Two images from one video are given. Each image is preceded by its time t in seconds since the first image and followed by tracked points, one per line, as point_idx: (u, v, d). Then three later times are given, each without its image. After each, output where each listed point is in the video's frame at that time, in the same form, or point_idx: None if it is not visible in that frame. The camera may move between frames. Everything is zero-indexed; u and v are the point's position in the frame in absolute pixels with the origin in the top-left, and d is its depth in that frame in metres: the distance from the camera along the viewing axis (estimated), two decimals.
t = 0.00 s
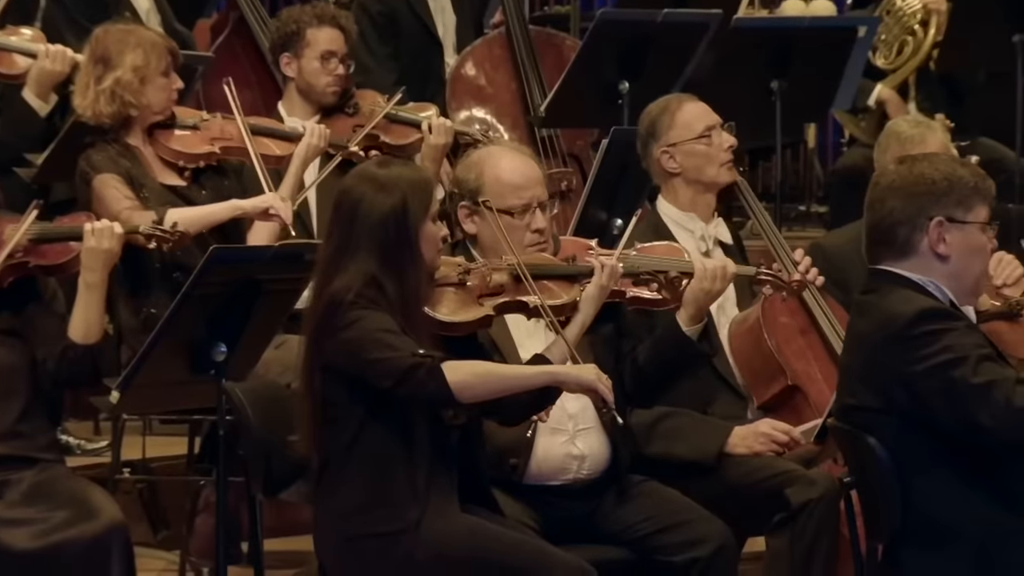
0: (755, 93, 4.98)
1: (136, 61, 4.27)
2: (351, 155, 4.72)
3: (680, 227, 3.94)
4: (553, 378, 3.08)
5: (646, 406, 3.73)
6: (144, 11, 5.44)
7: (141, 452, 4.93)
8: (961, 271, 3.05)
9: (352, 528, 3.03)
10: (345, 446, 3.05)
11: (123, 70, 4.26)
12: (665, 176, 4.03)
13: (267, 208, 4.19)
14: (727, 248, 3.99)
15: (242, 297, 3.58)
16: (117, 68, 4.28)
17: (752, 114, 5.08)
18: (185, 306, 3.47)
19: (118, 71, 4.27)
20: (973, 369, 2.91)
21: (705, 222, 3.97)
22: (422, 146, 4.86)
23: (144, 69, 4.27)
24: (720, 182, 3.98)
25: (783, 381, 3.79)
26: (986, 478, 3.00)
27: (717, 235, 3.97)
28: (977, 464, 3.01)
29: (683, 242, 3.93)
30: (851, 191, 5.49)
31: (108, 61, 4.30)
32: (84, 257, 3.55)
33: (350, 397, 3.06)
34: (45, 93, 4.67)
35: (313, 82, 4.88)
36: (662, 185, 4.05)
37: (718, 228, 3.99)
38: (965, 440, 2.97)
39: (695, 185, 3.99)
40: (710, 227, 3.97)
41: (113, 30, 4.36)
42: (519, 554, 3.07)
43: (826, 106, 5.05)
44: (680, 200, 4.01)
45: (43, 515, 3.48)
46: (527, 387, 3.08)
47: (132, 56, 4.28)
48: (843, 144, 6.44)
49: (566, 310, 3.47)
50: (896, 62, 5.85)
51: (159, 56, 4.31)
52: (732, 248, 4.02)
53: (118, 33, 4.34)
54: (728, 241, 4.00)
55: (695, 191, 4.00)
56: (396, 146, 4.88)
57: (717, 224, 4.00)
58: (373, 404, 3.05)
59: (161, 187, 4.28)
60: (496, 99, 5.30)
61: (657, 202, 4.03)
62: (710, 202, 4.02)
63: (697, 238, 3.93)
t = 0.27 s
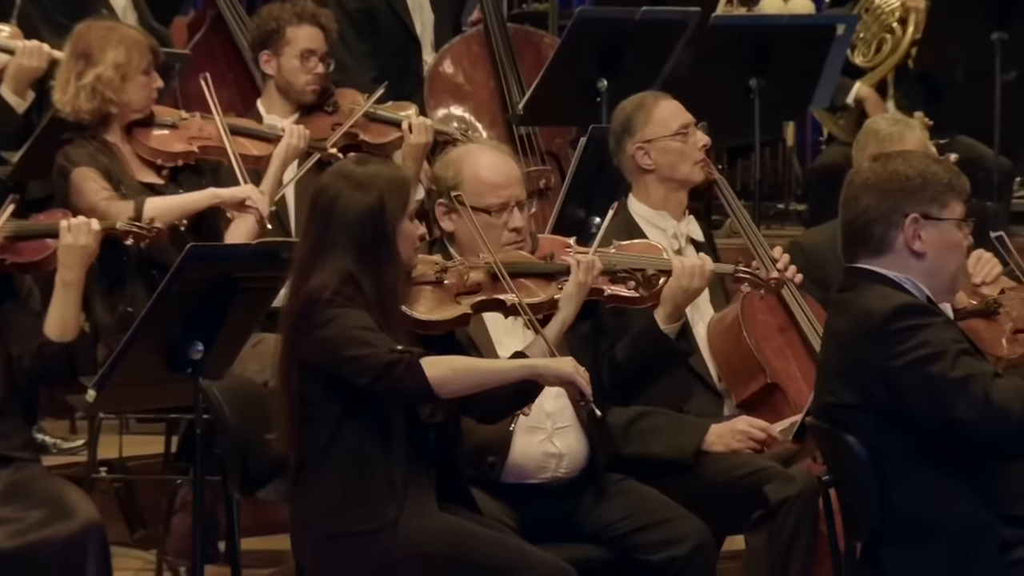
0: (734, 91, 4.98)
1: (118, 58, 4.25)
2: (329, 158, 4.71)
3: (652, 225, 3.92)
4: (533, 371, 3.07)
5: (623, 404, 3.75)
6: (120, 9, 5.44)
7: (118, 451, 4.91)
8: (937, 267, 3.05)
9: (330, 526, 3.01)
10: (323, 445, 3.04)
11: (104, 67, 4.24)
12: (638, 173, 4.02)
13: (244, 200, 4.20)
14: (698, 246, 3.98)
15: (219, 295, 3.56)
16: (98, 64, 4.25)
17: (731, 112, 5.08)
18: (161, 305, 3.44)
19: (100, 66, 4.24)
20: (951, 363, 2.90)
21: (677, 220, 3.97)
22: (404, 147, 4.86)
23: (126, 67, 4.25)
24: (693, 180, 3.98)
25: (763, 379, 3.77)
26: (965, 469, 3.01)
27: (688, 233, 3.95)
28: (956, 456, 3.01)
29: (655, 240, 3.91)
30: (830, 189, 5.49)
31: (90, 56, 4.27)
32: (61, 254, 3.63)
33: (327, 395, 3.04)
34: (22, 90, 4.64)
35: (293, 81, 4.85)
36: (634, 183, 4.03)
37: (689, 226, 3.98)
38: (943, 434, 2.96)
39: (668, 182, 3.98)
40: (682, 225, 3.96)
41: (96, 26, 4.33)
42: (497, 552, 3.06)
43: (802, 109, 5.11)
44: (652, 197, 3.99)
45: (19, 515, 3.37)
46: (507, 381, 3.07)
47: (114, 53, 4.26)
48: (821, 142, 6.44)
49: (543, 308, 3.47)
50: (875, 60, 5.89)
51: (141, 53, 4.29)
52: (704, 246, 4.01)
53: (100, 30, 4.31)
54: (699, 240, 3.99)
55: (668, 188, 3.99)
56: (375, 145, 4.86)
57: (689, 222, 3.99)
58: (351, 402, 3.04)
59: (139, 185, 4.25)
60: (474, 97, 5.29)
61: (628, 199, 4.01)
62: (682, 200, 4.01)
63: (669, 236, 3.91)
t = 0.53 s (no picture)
0: (713, 87, 4.96)
1: (97, 54, 4.23)
2: (305, 157, 4.64)
3: (624, 222, 3.89)
4: (510, 365, 3.06)
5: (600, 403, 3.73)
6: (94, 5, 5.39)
7: (91, 450, 4.86)
8: (914, 265, 3.02)
9: (305, 527, 2.98)
10: (298, 445, 3.00)
11: (83, 62, 4.21)
12: (614, 168, 3.98)
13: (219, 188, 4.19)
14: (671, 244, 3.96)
15: (194, 293, 3.52)
16: (78, 59, 4.22)
17: (709, 109, 5.05)
18: (135, 304, 3.40)
19: (79, 62, 4.22)
20: (930, 359, 2.86)
21: (650, 218, 3.95)
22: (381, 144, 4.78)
23: (105, 63, 4.23)
24: (669, 178, 3.96)
25: (741, 378, 3.75)
26: (944, 467, 2.97)
27: (662, 231, 3.94)
28: (935, 453, 2.97)
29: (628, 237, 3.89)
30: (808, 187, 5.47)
31: (69, 51, 4.25)
32: (35, 252, 3.60)
33: (302, 394, 3.00)
34: None
35: (270, 77, 4.82)
36: (608, 179, 4.00)
37: (663, 224, 3.97)
38: (922, 430, 2.93)
39: (642, 178, 3.95)
40: (656, 223, 3.94)
41: (75, 21, 4.31)
42: (473, 552, 3.03)
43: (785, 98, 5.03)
44: (625, 193, 3.97)
45: None
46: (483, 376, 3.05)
47: (94, 48, 4.24)
48: (800, 139, 6.42)
49: (519, 305, 3.45)
50: (854, 57, 5.91)
51: (121, 50, 4.28)
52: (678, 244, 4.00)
53: (80, 25, 4.29)
54: (672, 237, 3.97)
55: (642, 185, 3.96)
56: (352, 144, 4.82)
57: (663, 219, 3.98)
58: (326, 400, 3.00)
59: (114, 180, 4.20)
60: (451, 93, 5.25)
61: (602, 195, 3.98)
62: (656, 197, 3.99)
63: (642, 233, 3.88)
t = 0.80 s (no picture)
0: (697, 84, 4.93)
1: (83, 50, 4.18)
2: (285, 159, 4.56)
3: (604, 220, 3.87)
4: (490, 358, 3.02)
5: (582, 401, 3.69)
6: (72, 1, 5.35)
7: (68, 450, 4.81)
8: (897, 262, 2.99)
9: (283, 526, 2.94)
10: (277, 443, 2.96)
11: (68, 57, 4.17)
12: (593, 165, 3.95)
13: (199, 177, 4.21)
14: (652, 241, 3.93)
15: (174, 292, 3.48)
16: (63, 54, 4.19)
17: (693, 105, 5.03)
18: (113, 302, 3.36)
19: (64, 57, 4.18)
20: (915, 356, 2.85)
21: (631, 215, 3.91)
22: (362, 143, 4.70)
23: (91, 59, 4.18)
24: (649, 175, 3.93)
25: (725, 377, 3.72)
26: (929, 464, 2.94)
27: (642, 228, 3.90)
28: (919, 451, 2.94)
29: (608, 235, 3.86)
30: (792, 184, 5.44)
31: (55, 46, 4.21)
32: (12, 251, 3.54)
33: (282, 393, 2.97)
34: None
35: (252, 74, 4.79)
36: (588, 175, 3.97)
37: (643, 222, 3.93)
38: (906, 428, 2.90)
39: (622, 175, 3.91)
40: (636, 220, 3.90)
41: (63, 16, 4.28)
42: (455, 553, 3.00)
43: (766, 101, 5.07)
44: (605, 190, 3.93)
45: None
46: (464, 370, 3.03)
47: (80, 44, 4.20)
48: (785, 137, 6.38)
49: (501, 304, 3.41)
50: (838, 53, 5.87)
51: (107, 47, 4.23)
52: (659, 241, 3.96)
53: (67, 20, 4.26)
54: (653, 235, 3.93)
55: (622, 182, 3.93)
56: (335, 142, 4.74)
57: (643, 217, 3.94)
58: (306, 399, 2.97)
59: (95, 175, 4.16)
60: (432, 90, 5.22)
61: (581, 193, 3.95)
62: (636, 194, 3.95)
63: (622, 231, 3.85)
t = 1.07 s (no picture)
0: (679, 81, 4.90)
1: (64, 46, 4.15)
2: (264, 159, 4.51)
3: (582, 217, 3.84)
4: (467, 353, 2.98)
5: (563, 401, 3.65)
6: None
7: (43, 450, 4.77)
8: (875, 259, 2.95)
9: (260, 527, 2.90)
10: (253, 443, 2.92)
11: (50, 53, 4.13)
12: (571, 162, 3.92)
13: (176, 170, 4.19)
14: (632, 238, 3.90)
15: (149, 292, 3.43)
16: (45, 50, 4.15)
17: (674, 102, 5.00)
18: (88, 302, 3.31)
19: (46, 53, 4.15)
20: (897, 353, 2.81)
21: (609, 213, 3.89)
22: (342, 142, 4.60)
23: (73, 55, 4.15)
24: (628, 172, 3.90)
25: (708, 375, 3.69)
26: (914, 462, 2.90)
27: (621, 225, 3.88)
28: (903, 450, 2.91)
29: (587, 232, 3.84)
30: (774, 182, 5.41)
31: (37, 40, 4.18)
32: None
33: (258, 391, 2.93)
34: None
35: (231, 72, 4.74)
36: (566, 172, 3.94)
37: (622, 219, 3.91)
38: (889, 426, 2.87)
39: (600, 172, 3.89)
40: (615, 218, 3.88)
41: (45, 10, 4.23)
42: (433, 554, 2.96)
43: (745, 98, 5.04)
44: (584, 186, 3.91)
45: None
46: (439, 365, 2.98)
47: (62, 40, 4.17)
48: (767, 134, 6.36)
49: (479, 302, 3.37)
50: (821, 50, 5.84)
51: (90, 44, 4.21)
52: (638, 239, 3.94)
53: (50, 14, 4.21)
54: (632, 233, 3.91)
55: (600, 179, 3.90)
56: (314, 140, 4.71)
57: (622, 214, 3.92)
58: (280, 396, 2.93)
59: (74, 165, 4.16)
60: (411, 87, 5.18)
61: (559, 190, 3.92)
62: (614, 191, 3.93)
63: (601, 228, 3.83)
